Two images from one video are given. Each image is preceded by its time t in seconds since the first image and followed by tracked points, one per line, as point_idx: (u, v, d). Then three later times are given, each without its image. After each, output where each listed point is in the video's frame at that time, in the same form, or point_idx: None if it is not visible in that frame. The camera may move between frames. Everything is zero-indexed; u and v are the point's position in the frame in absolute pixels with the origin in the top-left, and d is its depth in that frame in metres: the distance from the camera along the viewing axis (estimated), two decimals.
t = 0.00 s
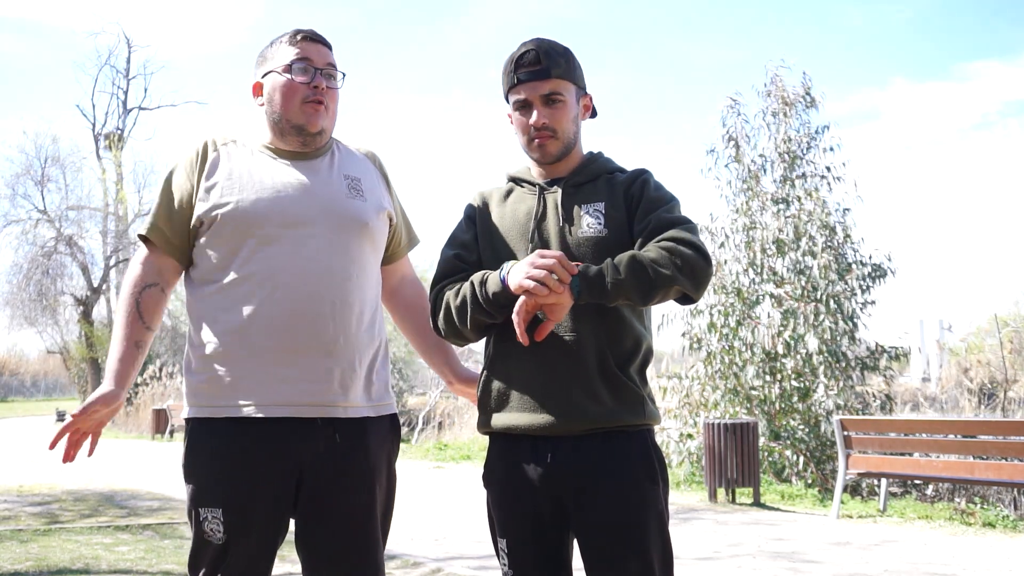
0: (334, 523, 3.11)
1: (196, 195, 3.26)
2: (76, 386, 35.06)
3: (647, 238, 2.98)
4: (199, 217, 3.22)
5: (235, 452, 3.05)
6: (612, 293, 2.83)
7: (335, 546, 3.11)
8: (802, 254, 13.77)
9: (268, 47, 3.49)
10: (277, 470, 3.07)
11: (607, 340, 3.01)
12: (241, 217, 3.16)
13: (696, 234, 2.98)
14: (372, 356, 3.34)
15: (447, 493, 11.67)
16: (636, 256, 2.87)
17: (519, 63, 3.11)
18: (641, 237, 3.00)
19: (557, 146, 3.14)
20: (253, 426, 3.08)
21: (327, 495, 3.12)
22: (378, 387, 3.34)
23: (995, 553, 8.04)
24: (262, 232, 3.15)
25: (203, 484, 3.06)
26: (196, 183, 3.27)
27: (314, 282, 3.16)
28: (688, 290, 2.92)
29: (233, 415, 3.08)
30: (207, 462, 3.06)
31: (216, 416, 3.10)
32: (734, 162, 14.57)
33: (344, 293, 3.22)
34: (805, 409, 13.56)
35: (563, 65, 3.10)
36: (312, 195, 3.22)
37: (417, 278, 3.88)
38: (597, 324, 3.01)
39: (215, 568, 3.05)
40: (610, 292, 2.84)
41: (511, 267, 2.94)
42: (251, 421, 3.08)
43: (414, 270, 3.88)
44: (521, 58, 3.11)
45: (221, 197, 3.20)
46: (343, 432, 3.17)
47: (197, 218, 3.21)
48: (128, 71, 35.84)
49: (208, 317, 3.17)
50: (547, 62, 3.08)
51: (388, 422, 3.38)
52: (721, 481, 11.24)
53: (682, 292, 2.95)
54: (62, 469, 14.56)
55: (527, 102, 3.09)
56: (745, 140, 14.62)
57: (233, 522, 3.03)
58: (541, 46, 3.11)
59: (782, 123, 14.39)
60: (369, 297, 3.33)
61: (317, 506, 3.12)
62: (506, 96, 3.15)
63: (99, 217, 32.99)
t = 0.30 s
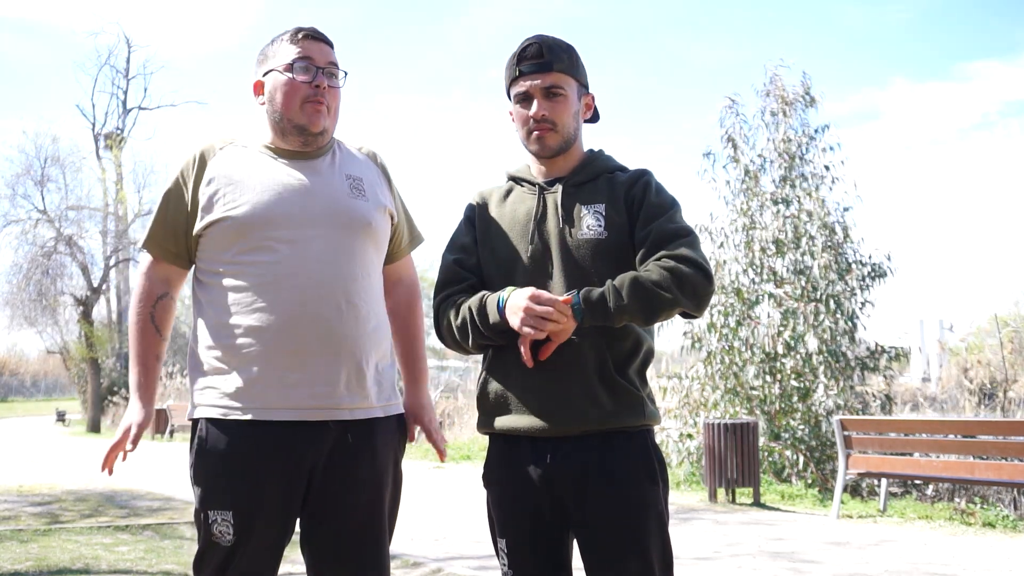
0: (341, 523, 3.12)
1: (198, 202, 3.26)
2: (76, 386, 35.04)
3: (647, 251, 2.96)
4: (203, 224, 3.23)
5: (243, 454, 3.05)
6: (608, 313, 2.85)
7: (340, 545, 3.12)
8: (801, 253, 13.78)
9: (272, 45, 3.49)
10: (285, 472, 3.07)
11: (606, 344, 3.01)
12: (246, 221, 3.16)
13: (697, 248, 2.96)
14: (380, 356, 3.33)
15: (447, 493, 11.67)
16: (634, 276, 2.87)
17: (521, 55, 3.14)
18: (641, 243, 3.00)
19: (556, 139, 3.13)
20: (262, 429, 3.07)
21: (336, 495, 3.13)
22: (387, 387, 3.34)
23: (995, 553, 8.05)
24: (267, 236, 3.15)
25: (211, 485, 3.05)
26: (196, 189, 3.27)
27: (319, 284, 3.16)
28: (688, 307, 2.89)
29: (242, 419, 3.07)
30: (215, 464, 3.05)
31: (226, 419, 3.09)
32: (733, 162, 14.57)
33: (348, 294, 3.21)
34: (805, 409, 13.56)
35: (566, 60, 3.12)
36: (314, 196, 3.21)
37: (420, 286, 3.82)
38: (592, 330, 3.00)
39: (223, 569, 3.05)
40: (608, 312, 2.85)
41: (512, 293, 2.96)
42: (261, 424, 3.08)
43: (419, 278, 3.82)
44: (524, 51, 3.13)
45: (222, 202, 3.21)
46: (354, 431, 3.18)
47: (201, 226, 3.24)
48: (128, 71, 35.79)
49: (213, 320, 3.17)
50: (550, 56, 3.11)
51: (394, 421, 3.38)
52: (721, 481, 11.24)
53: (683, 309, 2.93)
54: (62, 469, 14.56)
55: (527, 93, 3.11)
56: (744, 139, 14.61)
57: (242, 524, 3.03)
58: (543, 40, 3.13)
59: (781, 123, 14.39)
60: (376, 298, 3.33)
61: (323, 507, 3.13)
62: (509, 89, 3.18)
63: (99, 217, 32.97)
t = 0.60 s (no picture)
0: (337, 523, 3.13)
1: (193, 201, 3.25)
2: (76, 386, 35.04)
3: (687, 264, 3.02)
4: (197, 224, 3.23)
5: (239, 454, 3.05)
6: (698, 333, 2.93)
7: (337, 546, 3.12)
8: (801, 253, 13.78)
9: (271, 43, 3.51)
10: (280, 472, 3.07)
11: (612, 342, 3.00)
12: (240, 221, 3.17)
13: (738, 256, 3.07)
14: (378, 356, 3.33)
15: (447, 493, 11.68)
16: (720, 291, 2.95)
17: (520, 49, 3.17)
18: (676, 241, 3.04)
19: (552, 133, 3.13)
20: (256, 429, 3.08)
21: (333, 495, 3.14)
22: (383, 388, 3.34)
23: (995, 553, 8.05)
24: (261, 236, 3.15)
25: (207, 485, 3.06)
26: (193, 190, 3.27)
27: (313, 283, 3.16)
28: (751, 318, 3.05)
29: (237, 419, 3.08)
30: (211, 463, 3.06)
31: (221, 418, 3.10)
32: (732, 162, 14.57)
33: (342, 293, 3.21)
34: (805, 409, 13.57)
35: (564, 54, 3.15)
36: (308, 195, 3.22)
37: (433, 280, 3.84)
38: (597, 327, 3.00)
39: (219, 568, 3.06)
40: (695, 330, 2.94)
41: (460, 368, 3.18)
42: (255, 424, 3.08)
43: (432, 273, 3.84)
44: (522, 45, 3.16)
45: (219, 202, 3.21)
46: (348, 431, 3.18)
47: (196, 225, 3.23)
48: (128, 71, 35.76)
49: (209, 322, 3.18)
50: (548, 50, 3.13)
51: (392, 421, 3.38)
52: (720, 481, 11.24)
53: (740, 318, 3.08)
54: (61, 469, 14.57)
55: (524, 87, 3.13)
56: (744, 139, 14.61)
57: (238, 524, 3.03)
58: (542, 35, 3.16)
59: (780, 123, 14.39)
60: (374, 296, 3.33)
61: (319, 507, 3.14)
62: (507, 84, 3.20)
63: (99, 217, 32.99)
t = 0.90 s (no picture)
0: (334, 524, 3.12)
1: (191, 203, 3.25)
2: (76, 386, 35.07)
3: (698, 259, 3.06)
4: (194, 222, 3.23)
5: (237, 454, 3.05)
6: (719, 339, 3.05)
7: (336, 546, 3.12)
8: (801, 253, 13.78)
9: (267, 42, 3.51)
10: (278, 472, 3.07)
11: (608, 340, 2.99)
12: (237, 220, 3.16)
13: (746, 242, 3.12)
14: (375, 357, 3.32)
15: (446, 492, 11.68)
16: (738, 292, 3.02)
17: (513, 47, 3.17)
18: (684, 235, 3.04)
19: (545, 131, 3.12)
20: (253, 431, 3.07)
21: (331, 495, 3.13)
22: (381, 388, 3.33)
23: (995, 553, 8.04)
24: (257, 235, 3.15)
25: (204, 485, 3.05)
26: (190, 189, 3.27)
27: (311, 283, 3.16)
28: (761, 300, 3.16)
29: (233, 420, 3.08)
30: (208, 463, 3.06)
31: (218, 419, 3.10)
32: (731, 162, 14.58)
33: (340, 293, 3.21)
34: (805, 409, 13.57)
35: (558, 51, 3.14)
36: (306, 195, 3.21)
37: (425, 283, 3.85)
38: (593, 326, 2.99)
39: (216, 569, 3.05)
40: (717, 335, 3.05)
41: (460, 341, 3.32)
42: (252, 425, 3.07)
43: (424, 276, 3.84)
44: (517, 43, 3.16)
45: (217, 200, 3.21)
46: (345, 432, 3.17)
47: (194, 224, 3.23)
48: (128, 70, 35.77)
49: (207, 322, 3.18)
50: (541, 47, 3.13)
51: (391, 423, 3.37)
52: (721, 481, 11.24)
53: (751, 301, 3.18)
54: (61, 469, 14.57)
55: (518, 84, 3.13)
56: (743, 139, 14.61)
57: (235, 525, 3.03)
58: (536, 32, 3.16)
59: (779, 123, 14.39)
60: (373, 296, 3.33)
61: (317, 508, 3.13)
62: (501, 82, 3.20)
63: (100, 217, 33.00)
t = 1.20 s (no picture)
0: (332, 524, 3.12)
1: (193, 191, 3.24)
2: (76, 386, 35.11)
3: (689, 265, 3.05)
4: (194, 219, 3.22)
5: (235, 454, 3.05)
6: (708, 354, 3.04)
7: (333, 547, 3.12)
8: (801, 253, 13.79)
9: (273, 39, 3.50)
10: (276, 471, 3.07)
11: (605, 342, 2.99)
12: (237, 220, 3.15)
13: (738, 252, 3.10)
14: (375, 356, 3.32)
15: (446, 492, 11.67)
16: (728, 306, 3.02)
17: (526, 43, 3.16)
18: (678, 241, 3.03)
19: (549, 130, 3.12)
20: (250, 430, 3.07)
21: (329, 496, 3.13)
22: (378, 388, 3.33)
23: (995, 553, 8.04)
24: (256, 234, 3.14)
25: (203, 486, 3.05)
26: (194, 179, 3.26)
27: (310, 284, 3.16)
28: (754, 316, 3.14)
29: (231, 419, 3.07)
30: (206, 462, 3.06)
31: (214, 418, 3.09)
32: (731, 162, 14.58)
33: (339, 294, 3.21)
34: (805, 409, 13.56)
35: (570, 51, 3.14)
36: (306, 196, 3.21)
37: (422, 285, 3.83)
38: (590, 328, 2.98)
39: (213, 569, 3.05)
40: (705, 350, 3.04)
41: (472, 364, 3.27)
42: (248, 424, 3.07)
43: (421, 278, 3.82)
44: (529, 40, 3.16)
45: (218, 196, 3.21)
46: (342, 432, 3.17)
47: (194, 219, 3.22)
48: (128, 71, 35.76)
49: (204, 319, 3.16)
50: (554, 46, 3.13)
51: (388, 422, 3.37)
52: (721, 481, 11.23)
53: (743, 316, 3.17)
54: (61, 469, 14.57)
55: (527, 80, 3.13)
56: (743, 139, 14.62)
57: (233, 525, 3.03)
58: (549, 31, 3.16)
59: (779, 123, 14.40)
60: (371, 297, 3.33)
61: (315, 508, 3.13)
62: (509, 80, 3.20)
63: (100, 217, 33.01)
